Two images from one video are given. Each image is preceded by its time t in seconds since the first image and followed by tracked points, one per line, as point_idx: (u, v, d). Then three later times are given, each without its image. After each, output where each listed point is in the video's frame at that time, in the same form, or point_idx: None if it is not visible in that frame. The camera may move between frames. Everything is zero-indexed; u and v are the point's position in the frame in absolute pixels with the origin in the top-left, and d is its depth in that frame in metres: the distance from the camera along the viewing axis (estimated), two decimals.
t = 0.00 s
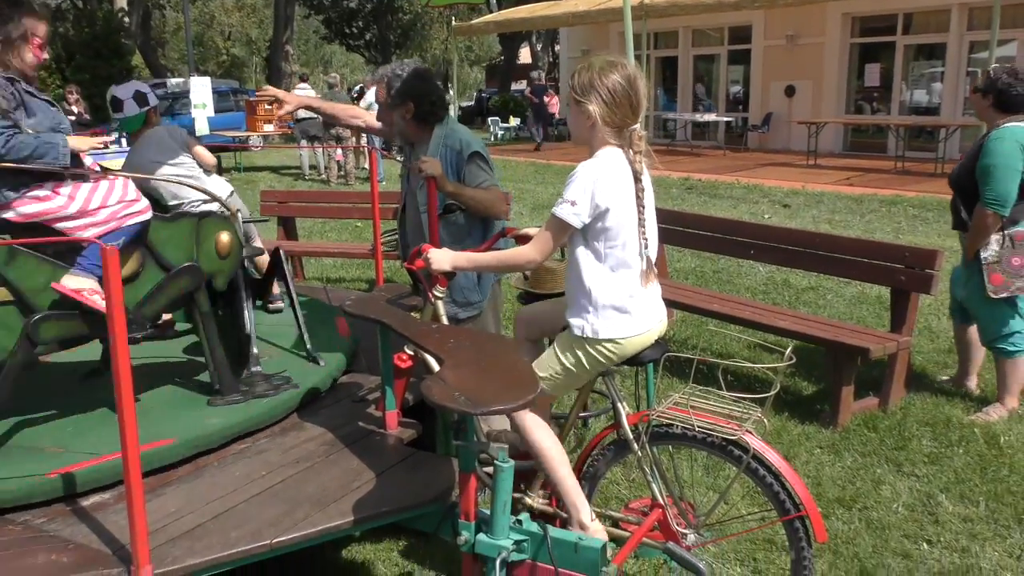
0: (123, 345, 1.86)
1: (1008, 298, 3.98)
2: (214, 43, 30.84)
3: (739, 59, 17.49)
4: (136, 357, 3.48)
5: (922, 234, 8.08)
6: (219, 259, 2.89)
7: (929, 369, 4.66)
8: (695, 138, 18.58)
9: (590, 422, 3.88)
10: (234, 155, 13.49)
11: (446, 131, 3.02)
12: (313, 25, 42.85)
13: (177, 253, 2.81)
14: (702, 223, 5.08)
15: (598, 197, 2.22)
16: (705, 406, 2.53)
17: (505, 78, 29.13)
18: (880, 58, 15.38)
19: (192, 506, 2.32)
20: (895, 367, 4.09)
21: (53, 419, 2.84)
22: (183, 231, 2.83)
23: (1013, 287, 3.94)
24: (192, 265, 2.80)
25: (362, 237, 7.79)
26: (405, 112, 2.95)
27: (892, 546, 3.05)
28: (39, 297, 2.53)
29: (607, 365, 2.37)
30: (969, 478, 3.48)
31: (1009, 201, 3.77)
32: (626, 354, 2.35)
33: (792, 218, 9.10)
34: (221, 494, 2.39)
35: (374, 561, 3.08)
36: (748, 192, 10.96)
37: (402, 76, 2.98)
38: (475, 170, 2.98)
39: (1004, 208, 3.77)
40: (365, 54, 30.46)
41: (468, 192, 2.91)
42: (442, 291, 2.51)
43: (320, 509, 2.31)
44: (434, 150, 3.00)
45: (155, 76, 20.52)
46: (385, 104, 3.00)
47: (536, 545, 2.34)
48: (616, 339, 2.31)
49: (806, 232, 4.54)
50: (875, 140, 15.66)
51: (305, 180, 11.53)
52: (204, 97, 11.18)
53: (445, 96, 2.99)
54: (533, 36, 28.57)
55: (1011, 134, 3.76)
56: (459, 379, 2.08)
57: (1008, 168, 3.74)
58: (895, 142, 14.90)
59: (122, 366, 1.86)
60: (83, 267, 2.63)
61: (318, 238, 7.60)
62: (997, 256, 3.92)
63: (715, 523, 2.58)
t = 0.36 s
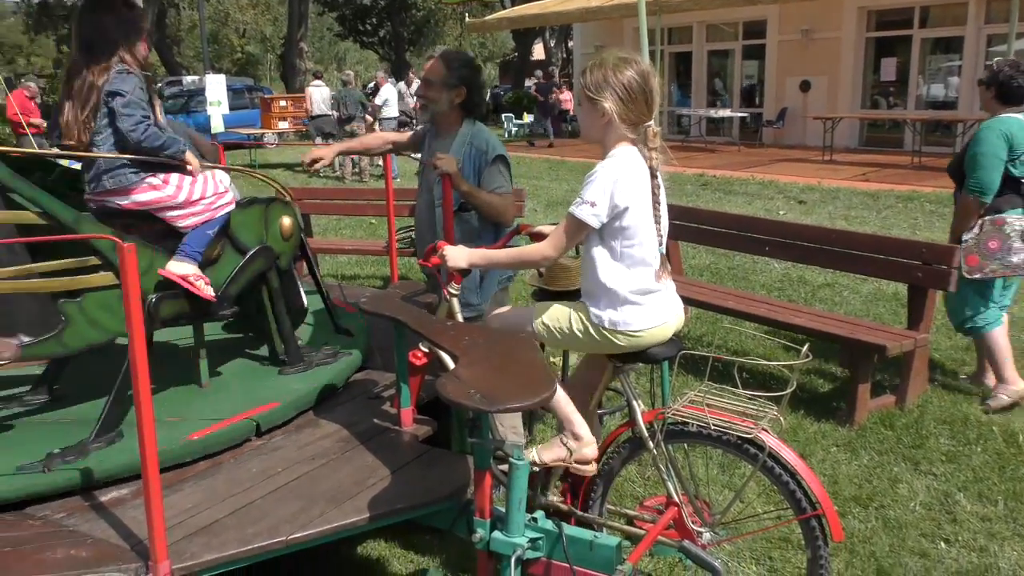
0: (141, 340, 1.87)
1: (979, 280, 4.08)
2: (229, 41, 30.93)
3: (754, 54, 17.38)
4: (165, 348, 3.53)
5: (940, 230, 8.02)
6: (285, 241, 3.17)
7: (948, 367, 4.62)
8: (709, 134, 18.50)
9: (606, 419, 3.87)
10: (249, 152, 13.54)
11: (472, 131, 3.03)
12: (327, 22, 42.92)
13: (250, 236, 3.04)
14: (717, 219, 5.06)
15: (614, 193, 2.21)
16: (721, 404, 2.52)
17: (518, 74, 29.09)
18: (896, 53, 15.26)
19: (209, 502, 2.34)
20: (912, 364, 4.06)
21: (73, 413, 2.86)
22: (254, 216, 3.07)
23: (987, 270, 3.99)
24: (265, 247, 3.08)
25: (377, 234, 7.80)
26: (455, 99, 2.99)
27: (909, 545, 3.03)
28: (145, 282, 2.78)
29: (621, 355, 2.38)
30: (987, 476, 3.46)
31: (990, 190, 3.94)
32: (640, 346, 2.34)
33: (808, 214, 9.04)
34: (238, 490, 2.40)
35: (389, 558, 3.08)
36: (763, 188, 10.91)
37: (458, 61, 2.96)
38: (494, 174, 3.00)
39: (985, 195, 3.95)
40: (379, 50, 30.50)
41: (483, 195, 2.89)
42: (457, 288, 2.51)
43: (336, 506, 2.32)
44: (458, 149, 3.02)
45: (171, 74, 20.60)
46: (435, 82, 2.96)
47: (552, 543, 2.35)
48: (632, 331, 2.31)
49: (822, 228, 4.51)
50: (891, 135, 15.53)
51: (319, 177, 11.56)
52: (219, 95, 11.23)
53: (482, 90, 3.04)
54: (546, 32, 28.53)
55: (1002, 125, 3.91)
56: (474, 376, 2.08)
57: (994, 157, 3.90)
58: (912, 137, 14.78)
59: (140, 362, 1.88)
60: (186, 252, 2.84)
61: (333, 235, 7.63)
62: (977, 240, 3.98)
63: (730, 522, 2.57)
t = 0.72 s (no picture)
0: (169, 342, 1.90)
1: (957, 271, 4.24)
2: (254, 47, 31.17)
3: (778, 56, 17.28)
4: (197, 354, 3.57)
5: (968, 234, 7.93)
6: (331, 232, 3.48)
7: (976, 373, 4.57)
8: (733, 137, 18.40)
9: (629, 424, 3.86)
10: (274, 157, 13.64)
11: (506, 138, 3.03)
12: (350, 27, 43.17)
13: (306, 229, 3.38)
14: (740, 223, 5.03)
15: (634, 198, 2.21)
16: (746, 409, 2.50)
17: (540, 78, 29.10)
18: (922, 54, 15.12)
19: (235, 505, 2.35)
20: (940, 369, 4.00)
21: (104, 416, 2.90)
22: (306, 210, 3.40)
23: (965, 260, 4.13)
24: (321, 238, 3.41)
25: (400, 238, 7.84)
26: (494, 101, 3.00)
27: (938, 553, 3.00)
28: (235, 272, 3.02)
29: (644, 365, 2.36)
30: (1017, 484, 3.40)
31: (976, 187, 4.07)
32: (662, 355, 2.32)
33: (833, 217, 8.97)
34: (264, 493, 2.42)
35: (412, 561, 3.07)
36: (787, 192, 10.83)
37: (502, 66, 2.97)
38: (525, 182, 2.98)
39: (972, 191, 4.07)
40: (402, 55, 30.63)
41: (508, 202, 2.88)
42: (480, 292, 2.51)
43: (361, 509, 2.33)
44: (492, 155, 3.01)
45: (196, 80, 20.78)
46: (478, 83, 2.98)
47: (575, 548, 2.35)
48: (651, 341, 2.30)
49: (847, 232, 4.47)
50: (918, 137, 15.38)
51: (343, 182, 11.63)
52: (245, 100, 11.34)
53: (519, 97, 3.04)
54: (568, 35, 28.54)
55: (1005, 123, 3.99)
56: (498, 381, 2.07)
57: (983, 154, 4.01)
58: (939, 140, 14.63)
59: (167, 365, 1.90)
60: (273, 249, 3.20)
61: (356, 240, 7.66)
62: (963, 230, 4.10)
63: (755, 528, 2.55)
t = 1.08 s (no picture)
0: (202, 346, 1.92)
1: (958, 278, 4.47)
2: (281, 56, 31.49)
3: (805, 62, 17.17)
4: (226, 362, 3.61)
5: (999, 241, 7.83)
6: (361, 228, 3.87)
7: (1011, 382, 4.49)
8: (759, 143, 18.30)
9: (656, 432, 3.84)
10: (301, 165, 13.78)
11: (541, 149, 3.04)
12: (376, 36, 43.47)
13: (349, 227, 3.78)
14: (768, 229, 4.99)
15: (666, 202, 2.20)
16: (774, 418, 2.49)
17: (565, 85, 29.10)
18: (952, 59, 14.95)
19: (266, 510, 2.37)
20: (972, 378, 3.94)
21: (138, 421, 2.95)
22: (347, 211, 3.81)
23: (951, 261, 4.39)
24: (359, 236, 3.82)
25: (426, 245, 7.88)
26: (514, 124, 3.02)
27: (971, 565, 2.95)
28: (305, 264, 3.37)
29: (674, 373, 2.35)
30: None
31: (955, 194, 4.32)
32: (693, 363, 2.32)
33: (861, 224, 8.88)
34: (293, 498, 2.44)
35: (439, 568, 3.06)
36: (815, 199, 10.74)
37: (523, 87, 2.96)
38: (554, 194, 2.99)
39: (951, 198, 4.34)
40: (428, 63, 30.76)
41: (532, 209, 2.89)
42: (508, 299, 2.52)
43: (389, 515, 2.34)
44: (525, 165, 3.02)
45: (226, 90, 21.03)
46: (496, 107, 3.02)
47: (603, 557, 2.34)
48: (683, 347, 2.29)
49: (877, 238, 4.42)
50: (948, 142, 15.19)
51: (370, 189, 11.70)
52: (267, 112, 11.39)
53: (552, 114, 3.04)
54: (594, 42, 28.52)
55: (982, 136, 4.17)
56: (527, 389, 2.08)
57: (959, 165, 4.26)
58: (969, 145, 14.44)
59: (200, 369, 1.92)
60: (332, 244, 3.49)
61: (383, 247, 7.71)
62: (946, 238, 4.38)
63: (784, 538, 2.52)
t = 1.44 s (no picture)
0: (231, 350, 1.94)
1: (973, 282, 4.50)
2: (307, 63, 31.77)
3: (831, 67, 17.06)
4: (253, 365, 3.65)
5: None
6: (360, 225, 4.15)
7: None
8: (784, 149, 18.19)
9: (680, 439, 3.83)
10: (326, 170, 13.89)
11: (571, 159, 3.05)
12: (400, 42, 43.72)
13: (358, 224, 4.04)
14: (793, 235, 4.96)
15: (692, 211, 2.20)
16: (800, 426, 2.47)
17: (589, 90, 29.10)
18: (982, 63, 14.75)
19: (291, 513, 2.39)
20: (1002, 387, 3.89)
21: (166, 427, 2.97)
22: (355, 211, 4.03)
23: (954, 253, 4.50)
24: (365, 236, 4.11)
25: (450, 250, 7.91)
26: (545, 136, 3.04)
27: None
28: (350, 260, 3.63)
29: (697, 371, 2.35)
30: None
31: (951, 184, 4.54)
32: (721, 370, 2.32)
33: (888, 230, 8.80)
34: (318, 502, 2.45)
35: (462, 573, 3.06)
36: (841, 205, 10.65)
37: (553, 102, 2.97)
38: (582, 203, 2.98)
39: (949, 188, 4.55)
40: (452, 69, 30.88)
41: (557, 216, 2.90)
42: (532, 304, 2.53)
43: (413, 520, 2.35)
44: (553, 174, 3.03)
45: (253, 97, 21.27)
46: (524, 114, 3.03)
47: (627, 562, 2.34)
48: (711, 352, 2.29)
49: (904, 245, 4.37)
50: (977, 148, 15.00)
51: (394, 195, 11.76)
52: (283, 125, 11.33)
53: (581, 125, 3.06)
54: (618, 48, 28.51)
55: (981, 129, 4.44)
56: (552, 395, 2.08)
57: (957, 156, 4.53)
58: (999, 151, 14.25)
59: (229, 374, 1.94)
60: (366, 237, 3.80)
61: (407, 252, 7.75)
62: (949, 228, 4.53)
63: (810, 547, 2.50)
